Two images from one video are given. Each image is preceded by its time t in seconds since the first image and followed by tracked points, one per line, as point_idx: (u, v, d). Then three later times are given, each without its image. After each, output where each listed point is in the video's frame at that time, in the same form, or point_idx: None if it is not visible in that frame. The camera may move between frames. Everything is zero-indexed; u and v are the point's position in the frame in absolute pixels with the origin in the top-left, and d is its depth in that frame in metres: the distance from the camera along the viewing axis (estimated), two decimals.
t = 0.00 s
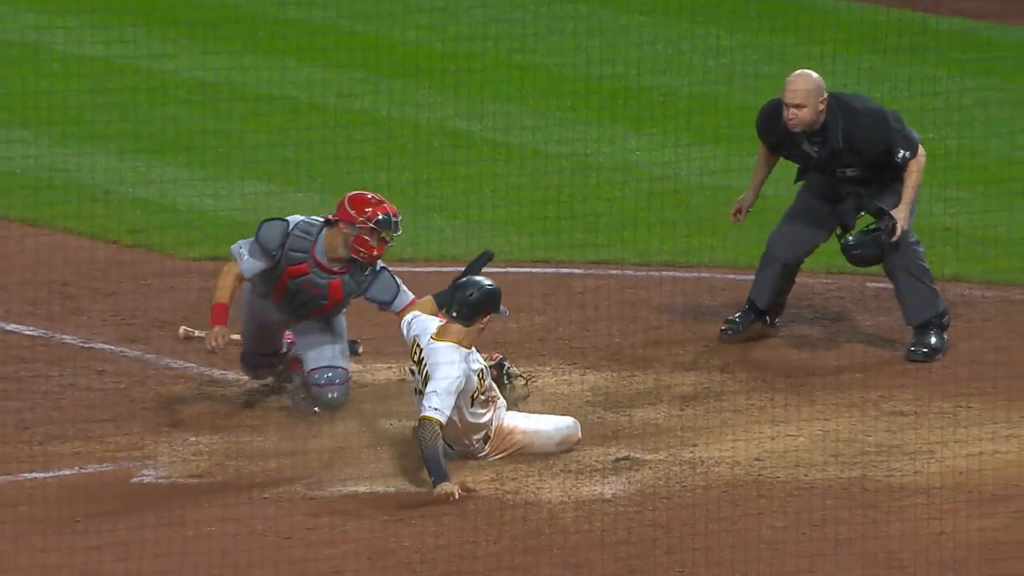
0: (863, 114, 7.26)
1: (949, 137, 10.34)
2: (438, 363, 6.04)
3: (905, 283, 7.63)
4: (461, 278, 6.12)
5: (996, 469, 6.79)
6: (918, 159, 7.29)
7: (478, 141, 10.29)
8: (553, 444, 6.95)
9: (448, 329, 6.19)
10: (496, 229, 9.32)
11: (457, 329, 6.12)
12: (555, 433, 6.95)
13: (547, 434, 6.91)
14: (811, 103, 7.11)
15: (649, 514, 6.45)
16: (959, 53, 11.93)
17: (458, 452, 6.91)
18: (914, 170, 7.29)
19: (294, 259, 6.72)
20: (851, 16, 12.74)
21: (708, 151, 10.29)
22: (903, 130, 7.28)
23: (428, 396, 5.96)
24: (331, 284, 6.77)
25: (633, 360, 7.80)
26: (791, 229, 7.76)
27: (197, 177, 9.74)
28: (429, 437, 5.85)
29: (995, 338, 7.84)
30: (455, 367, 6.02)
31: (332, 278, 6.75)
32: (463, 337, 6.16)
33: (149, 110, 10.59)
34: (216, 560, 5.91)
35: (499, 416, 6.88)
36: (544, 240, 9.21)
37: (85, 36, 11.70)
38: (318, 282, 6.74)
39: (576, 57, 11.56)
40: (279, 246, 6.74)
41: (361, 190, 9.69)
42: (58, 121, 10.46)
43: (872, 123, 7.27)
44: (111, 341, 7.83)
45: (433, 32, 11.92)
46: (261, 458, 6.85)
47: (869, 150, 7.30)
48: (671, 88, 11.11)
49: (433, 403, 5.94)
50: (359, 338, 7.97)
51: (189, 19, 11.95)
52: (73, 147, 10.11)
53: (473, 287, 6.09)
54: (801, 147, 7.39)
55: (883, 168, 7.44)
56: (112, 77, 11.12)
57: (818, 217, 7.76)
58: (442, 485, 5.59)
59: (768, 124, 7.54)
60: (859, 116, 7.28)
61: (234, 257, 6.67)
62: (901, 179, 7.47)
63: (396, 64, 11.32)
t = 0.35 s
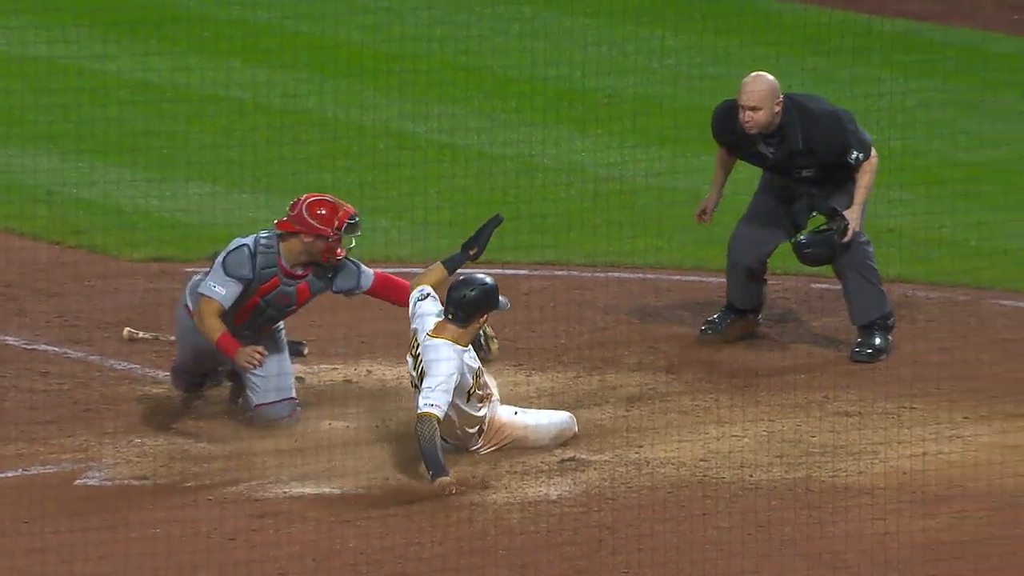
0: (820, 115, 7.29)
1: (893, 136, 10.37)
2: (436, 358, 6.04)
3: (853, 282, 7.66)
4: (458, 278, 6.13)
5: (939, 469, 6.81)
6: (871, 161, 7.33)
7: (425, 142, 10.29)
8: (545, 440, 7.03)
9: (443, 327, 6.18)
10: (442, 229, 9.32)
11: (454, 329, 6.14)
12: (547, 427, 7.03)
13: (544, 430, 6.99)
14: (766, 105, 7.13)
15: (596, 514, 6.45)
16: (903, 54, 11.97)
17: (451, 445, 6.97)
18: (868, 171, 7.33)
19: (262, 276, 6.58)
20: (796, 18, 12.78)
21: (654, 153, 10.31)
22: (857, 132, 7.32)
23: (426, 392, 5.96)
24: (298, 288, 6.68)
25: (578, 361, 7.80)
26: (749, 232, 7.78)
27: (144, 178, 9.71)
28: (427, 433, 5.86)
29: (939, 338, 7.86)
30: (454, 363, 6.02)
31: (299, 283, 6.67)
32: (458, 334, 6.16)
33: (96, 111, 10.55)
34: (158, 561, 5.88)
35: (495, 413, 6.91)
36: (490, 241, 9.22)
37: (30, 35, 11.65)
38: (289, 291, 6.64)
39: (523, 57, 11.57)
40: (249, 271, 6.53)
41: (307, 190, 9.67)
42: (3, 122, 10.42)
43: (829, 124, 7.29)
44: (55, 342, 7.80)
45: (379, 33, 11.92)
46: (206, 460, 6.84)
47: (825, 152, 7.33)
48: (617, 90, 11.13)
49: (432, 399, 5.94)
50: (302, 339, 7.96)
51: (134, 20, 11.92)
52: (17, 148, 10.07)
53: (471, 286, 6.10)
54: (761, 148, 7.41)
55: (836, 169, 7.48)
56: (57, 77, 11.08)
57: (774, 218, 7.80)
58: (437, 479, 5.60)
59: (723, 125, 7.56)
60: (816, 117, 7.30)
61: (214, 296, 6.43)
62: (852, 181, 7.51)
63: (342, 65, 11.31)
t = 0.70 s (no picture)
0: (772, 116, 7.32)
1: (837, 137, 10.42)
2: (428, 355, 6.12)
3: (800, 283, 7.70)
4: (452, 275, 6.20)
5: (882, 469, 6.84)
6: (819, 162, 7.36)
7: (369, 145, 10.30)
8: (537, 430, 7.09)
9: (435, 325, 6.24)
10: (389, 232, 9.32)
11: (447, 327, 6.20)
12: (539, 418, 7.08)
13: (533, 419, 7.04)
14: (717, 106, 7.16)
15: (541, 515, 6.42)
16: (846, 57, 12.03)
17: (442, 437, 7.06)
18: (816, 172, 7.37)
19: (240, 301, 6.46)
20: (739, 21, 12.83)
21: (600, 153, 10.33)
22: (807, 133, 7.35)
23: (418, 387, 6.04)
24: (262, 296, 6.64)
25: (523, 363, 7.81)
26: (701, 234, 7.77)
27: (90, 180, 9.69)
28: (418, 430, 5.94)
29: (882, 339, 7.90)
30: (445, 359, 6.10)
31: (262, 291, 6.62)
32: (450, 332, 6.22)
33: (40, 113, 10.53)
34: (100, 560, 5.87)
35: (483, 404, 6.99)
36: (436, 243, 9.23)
37: None
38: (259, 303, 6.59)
39: (468, 60, 11.59)
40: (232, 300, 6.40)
41: (254, 193, 9.67)
42: None
43: (780, 126, 7.33)
44: None
45: (322, 35, 11.93)
46: (151, 461, 6.84)
47: (772, 152, 7.35)
48: (562, 91, 11.15)
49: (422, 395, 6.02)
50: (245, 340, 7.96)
51: (77, 21, 11.90)
52: None
53: (465, 284, 6.18)
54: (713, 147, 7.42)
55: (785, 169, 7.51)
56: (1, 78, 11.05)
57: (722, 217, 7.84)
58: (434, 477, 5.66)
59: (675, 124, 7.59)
60: (768, 118, 7.34)
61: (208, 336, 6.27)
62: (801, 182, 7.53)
63: (286, 68, 11.32)
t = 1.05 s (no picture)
0: (720, 114, 7.33)
1: (783, 140, 10.51)
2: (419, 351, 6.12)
3: (747, 283, 7.76)
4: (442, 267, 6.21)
5: (827, 469, 6.92)
6: (768, 159, 7.40)
7: (321, 147, 10.35)
8: (527, 426, 7.15)
9: (425, 317, 6.27)
10: (341, 234, 9.37)
11: (437, 318, 6.21)
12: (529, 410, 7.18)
13: (522, 414, 7.10)
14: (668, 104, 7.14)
15: (490, 515, 6.45)
16: (792, 61, 12.12)
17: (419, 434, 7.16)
18: (766, 171, 7.40)
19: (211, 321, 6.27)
20: (688, 26, 12.92)
21: (549, 154, 10.40)
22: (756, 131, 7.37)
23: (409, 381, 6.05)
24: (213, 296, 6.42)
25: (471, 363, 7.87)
26: (655, 236, 7.82)
27: (43, 185, 9.72)
28: (413, 424, 5.94)
29: (828, 339, 7.98)
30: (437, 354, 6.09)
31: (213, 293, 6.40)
32: (443, 324, 6.24)
33: None
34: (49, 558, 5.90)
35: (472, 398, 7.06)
36: (386, 245, 9.28)
37: None
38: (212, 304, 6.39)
39: (417, 63, 11.65)
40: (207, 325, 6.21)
41: (208, 197, 9.71)
42: None
43: (729, 123, 7.34)
44: None
45: (274, 40, 11.98)
46: (101, 463, 6.88)
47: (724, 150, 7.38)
48: (511, 95, 11.21)
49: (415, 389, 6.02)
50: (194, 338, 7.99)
51: (28, 24, 11.92)
52: None
53: (453, 277, 6.19)
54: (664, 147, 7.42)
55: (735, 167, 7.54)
56: None
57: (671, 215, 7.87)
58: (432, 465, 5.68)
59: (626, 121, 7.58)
60: (716, 116, 7.34)
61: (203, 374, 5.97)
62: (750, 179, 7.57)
63: (237, 72, 11.37)
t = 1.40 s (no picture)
0: (672, 112, 7.47)
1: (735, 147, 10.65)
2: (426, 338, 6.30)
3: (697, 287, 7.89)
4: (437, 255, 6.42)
5: (779, 469, 7.05)
6: (722, 159, 7.53)
7: (280, 153, 10.46)
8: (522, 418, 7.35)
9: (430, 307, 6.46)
10: (301, 239, 9.48)
11: (440, 307, 6.41)
12: (525, 403, 7.37)
13: (520, 407, 7.30)
14: (624, 100, 7.24)
15: (448, 515, 6.57)
16: (744, 69, 12.28)
17: (379, 437, 7.27)
18: (720, 171, 7.54)
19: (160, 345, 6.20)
20: (643, 34, 13.06)
21: (505, 160, 10.52)
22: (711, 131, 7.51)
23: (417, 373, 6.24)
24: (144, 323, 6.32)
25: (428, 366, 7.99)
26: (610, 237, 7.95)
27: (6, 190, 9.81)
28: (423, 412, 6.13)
29: (779, 342, 8.12)
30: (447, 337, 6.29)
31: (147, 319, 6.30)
32: (447, 312, 6.43)
33: None
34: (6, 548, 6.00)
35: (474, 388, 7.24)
36: (344, 249, 9.40)
37: None
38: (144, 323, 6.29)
39: (374, 70, 11.77)
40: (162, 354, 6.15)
41: (168, 203, 9.81)
42: None
43: (681, 121, 7.48)
44: None
45: (233, 47, 12.09)
46: (64, 464, 6.97)
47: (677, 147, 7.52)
48: (468, 102, 11.34)
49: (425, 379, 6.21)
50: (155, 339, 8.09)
51: None
52: None
53: (450, 264, 6.38)
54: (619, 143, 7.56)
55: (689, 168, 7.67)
56: None
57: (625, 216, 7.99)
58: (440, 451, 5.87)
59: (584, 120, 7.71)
60: (667, 114, 7.47)
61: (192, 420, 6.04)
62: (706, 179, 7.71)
63: (196, 78, 11.47)
